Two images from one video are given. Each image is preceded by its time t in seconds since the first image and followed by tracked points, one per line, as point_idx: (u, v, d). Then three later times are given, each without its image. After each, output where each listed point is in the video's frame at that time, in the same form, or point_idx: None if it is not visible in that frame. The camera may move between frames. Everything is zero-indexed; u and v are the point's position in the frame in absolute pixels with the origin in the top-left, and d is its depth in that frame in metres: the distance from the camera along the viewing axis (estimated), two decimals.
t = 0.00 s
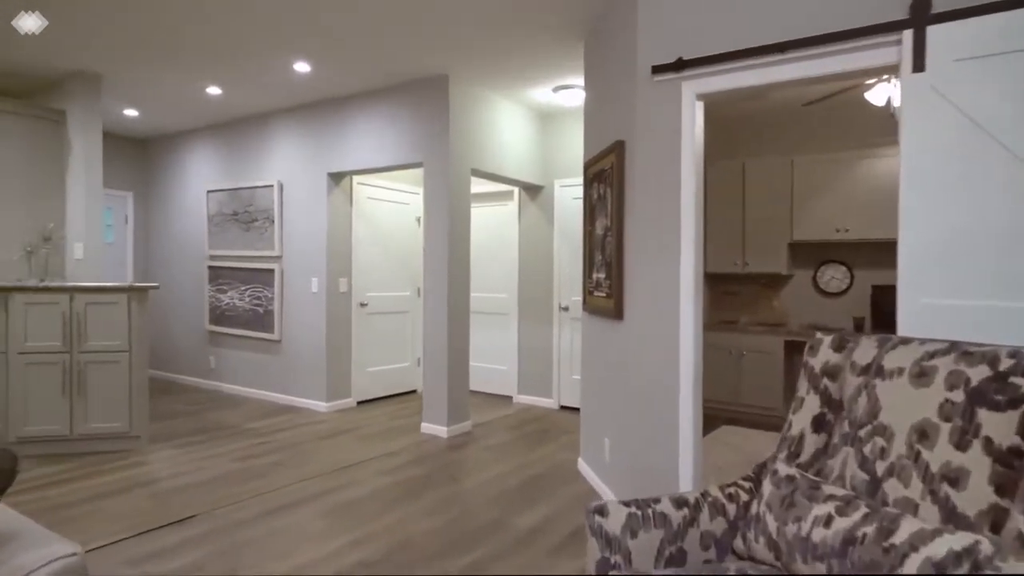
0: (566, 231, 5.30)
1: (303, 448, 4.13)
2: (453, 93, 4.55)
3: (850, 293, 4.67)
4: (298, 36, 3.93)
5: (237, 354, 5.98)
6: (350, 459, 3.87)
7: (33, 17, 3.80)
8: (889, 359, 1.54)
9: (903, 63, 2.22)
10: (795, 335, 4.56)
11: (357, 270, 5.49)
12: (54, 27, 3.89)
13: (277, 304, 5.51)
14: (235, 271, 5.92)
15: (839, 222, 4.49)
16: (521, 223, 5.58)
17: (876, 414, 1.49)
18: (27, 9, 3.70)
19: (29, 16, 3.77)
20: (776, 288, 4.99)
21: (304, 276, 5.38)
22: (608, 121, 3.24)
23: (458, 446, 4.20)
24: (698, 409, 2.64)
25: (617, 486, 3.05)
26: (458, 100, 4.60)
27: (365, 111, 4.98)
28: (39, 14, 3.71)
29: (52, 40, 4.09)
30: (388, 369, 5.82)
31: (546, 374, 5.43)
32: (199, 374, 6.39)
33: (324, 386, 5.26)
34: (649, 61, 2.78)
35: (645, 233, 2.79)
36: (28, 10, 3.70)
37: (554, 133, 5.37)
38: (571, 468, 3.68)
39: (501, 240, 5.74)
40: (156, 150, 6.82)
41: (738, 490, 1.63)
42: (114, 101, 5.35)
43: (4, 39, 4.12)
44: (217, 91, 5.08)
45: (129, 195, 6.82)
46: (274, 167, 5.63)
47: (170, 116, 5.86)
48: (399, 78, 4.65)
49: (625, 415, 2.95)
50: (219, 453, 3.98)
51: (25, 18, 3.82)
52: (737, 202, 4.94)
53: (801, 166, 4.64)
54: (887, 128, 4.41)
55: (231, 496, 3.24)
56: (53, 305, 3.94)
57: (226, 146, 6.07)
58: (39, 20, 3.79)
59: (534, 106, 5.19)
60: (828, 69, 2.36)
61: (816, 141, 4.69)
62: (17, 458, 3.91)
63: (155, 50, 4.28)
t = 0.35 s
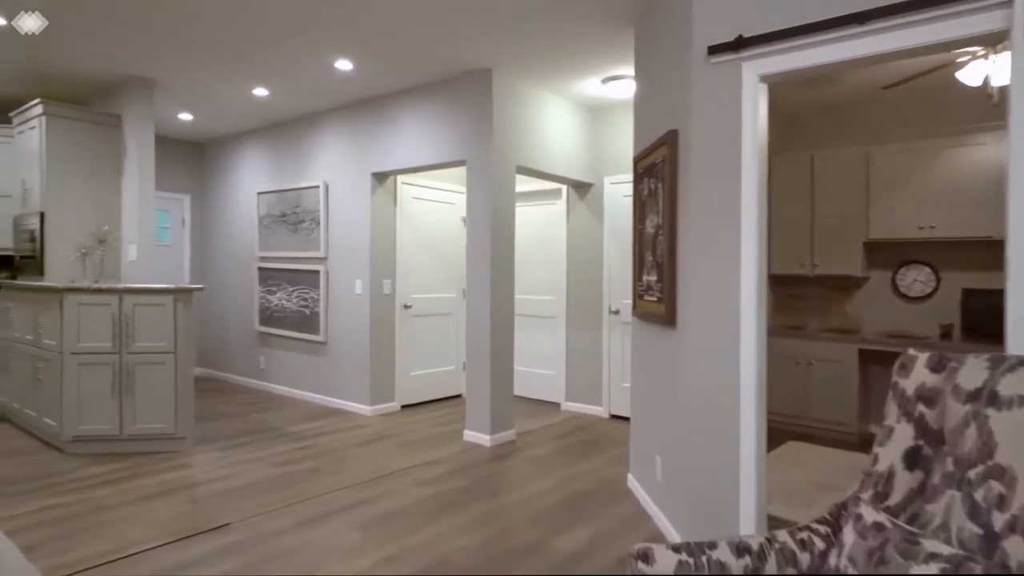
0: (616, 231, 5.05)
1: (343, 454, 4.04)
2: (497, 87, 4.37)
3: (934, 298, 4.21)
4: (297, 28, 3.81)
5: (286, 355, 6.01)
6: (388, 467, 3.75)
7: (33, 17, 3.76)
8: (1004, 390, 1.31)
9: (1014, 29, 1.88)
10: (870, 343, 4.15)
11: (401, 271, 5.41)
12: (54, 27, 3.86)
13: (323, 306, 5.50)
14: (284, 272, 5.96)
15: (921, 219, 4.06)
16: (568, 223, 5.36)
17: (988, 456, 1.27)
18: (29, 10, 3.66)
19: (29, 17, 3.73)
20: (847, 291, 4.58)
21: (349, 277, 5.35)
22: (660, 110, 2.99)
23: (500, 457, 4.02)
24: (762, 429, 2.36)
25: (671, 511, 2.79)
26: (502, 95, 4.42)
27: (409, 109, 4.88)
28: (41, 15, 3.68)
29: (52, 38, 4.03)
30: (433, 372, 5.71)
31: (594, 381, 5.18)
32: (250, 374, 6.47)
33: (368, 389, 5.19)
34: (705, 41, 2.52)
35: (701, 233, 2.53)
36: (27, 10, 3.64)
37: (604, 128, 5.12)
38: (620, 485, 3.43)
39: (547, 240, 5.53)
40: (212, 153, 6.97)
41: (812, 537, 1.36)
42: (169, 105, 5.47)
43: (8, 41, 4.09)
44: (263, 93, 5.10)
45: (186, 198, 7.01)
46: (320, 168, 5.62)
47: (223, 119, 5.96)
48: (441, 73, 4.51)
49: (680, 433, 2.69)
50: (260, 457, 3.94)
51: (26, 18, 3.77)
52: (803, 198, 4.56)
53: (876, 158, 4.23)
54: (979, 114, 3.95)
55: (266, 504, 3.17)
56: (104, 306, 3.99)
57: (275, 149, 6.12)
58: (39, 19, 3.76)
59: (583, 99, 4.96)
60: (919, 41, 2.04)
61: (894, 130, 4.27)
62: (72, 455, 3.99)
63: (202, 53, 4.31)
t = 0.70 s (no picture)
0: (673, 230, 4.78)
1: (389, 459, 3.96)
2: (548, 80, 4.21)
3: None
4: (294, 26, 3.84)
5: (338, 356, 6.03)
6: (434, 474, 3.63)
7: (33, 17, 3.76)
8: None
9: None
10: (963, 353, 3.73)
11: (451, 273, 5.32)
12: (54, 27, 3.86)
13: (373, 307, 5.49)
14: (336, 274, 5.99)
15: None
16: (623, 222, 5.12)
17: None
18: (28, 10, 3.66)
19: (29, 16, 3.72)
20: (934, 295, 4.16)
21: (399, 279, 5.31)
22: (724, 97, 2.74)
23: (550, 466, 3.84)
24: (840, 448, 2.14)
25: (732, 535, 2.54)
26: (554, 88, 4.25)
27: (459, 108, 4.78)
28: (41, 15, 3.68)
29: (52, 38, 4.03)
30: (483, 376, 5.59)
31: (650, 389, 4.92)
32: (304, 375, 6.55)
33: (416, 392, 5.12)
34: (778, 14, 2.29)
35: (771, 229, 2.29)
36: (27, 11, 3.65)
37: (661, 122, 4.87)
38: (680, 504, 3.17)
39: (600, 241, 5.32)
40: (270, 157, 7.11)
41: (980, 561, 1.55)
42: (227, 110, 5.58)
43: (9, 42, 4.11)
44: (315, 94, 5.13)
45: (246, 201, 7.19)
46: (372, 169, 5.62)
47: (279, 123, 6.05)
48: (491, 67, 4.38)
49: (743, 449, 2.45)
50: (307, 460, 3.91)
51: (26, 18, 3.76)
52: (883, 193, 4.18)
53: (969, 147, 3.81)
54: None
55: (309, 509, 3.10)
56: (160, 307, 4.06)
57: (329, 151, 6.17)
58: (40, 20, 3.75)
59: (639, 92, 4.73)
60: None
61: (990, 116, 3.84)
62: (130, 452, 4.07)
63: (254, 55, 4.34)
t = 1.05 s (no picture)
0: (736, 228, 4.46)
1: (435, 467, 3.82)
2: (601, 70, 3.97)
3: None
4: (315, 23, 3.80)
5: (387, 358, 5.98)
6: (480, 486, 3.46)
7: (34, 18, 3.75)
8: None
9: None
10: None
11: (500, 274, 5.16)
12: (54, 27, 3.85)
13: (422, 309, 5.40)
14: (385, 274, 5.94)
15: None
16: (682, 220, 4.83)
17: None
18: (30, 10, 3.65)
19: (30, 17, 3.72)
20: None
21: (447, 280, 5.19)
22: (802, 78, 2.45)
23: (602, 480, 3.61)
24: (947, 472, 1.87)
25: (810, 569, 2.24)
26: (608, 78, 4.01)
27: (508, 102, 4.61)
28: (43, 15, 3.67)
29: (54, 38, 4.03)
30: (533, 381, 5.40)
31: (711, 398, 4.60)
32: (355, 376, 6.54)
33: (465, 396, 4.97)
34: None
35: (860, 221, 2.00)
36: (28, 11, 3.64)
37: (724, 112, 4.56)
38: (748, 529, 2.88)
39: (656, 240, 5.04)
40: (323, 159, 7.15)
41: None
42: (279, 111, 5.61)
43: (13, 44, 4.13)
44: (364, 93, 5.07)
45: (299, 202, 7.26)
46: (421, 168, 5.53)
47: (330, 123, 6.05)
48: (543, 58, 4.19)
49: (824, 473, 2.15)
50: (351, 466, 3.82)
51: (27, 18, 3.74)
52: (980, 185, 3.75)
53: None
54: None
55: (350, 521, 2.98)
56: (210, 308, 4.06)
57: (379, 151, 6.13)
58: (40, 20, 3.74)
59: (700, 81, 4.43)
60: None
61: None
62: (182, 452, 4.10)
63: (302, 53, 4.30)
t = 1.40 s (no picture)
0: (802, 225, 4.13)
1: (478, 476, 3.66)
2: (654, 57, 3.73)
3: None
4: (354, 17, 3.70)
5: (431, 360, 5.88)
6: (523, 499, 3.27)
7: (33, 17, 3.75)
8: None
9: None
10: None
11: (546, 275, 4.97)
12: (54, 27, 3.85)
13: (466, 311, 5.27)
14: (430, 276, 5.85)
15: None
16: (741, 217, 4.52)
17: None
18: (29, 10, 3.64)
19: (29, 16, 3.71)
20: None
21: (492, 281, 5.04)
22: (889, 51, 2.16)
23: (655, 496, 3.36)
24: None
25: None
26: (662, 66, 3.76)
27: (555, 95, 4.42)
28: (43, 15, 3.67)
29: (55, 37, 4.02)
30: (581, 386, 5.18)
31: (774, 409, 4.27)
32: (400, 379, 6.47)
33: (510, 402, 4.80)
34: None
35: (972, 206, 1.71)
36: (27, 11, 3.64)
37: (789, 100, 4.23)
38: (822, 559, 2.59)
39: (712, 239, 4.74)
40: (370, 159, 7.13)
41: None
42: (325, 111, 5.59)
43: (16, 45, 4.14)
44: (408, 90, 4.98)
45: (346, 204, 7.27)
46: (465, 167, 5.40)
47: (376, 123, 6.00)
48: (591, 47, 3.98)
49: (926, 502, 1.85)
50: (392, 474, 3.70)
51: (27, 18, 3.74)
52: None
53: None
54: None
55: (387, 534, 2.84)
56: (253, 308, 4.03)
57: (424, 150, 6.04)
58: (39, 19, 3.74)
59: (762, 67, 4.13)
60: None
61: None
62: (226, 454, 4.07)
63: (343, 49, 4.23)
